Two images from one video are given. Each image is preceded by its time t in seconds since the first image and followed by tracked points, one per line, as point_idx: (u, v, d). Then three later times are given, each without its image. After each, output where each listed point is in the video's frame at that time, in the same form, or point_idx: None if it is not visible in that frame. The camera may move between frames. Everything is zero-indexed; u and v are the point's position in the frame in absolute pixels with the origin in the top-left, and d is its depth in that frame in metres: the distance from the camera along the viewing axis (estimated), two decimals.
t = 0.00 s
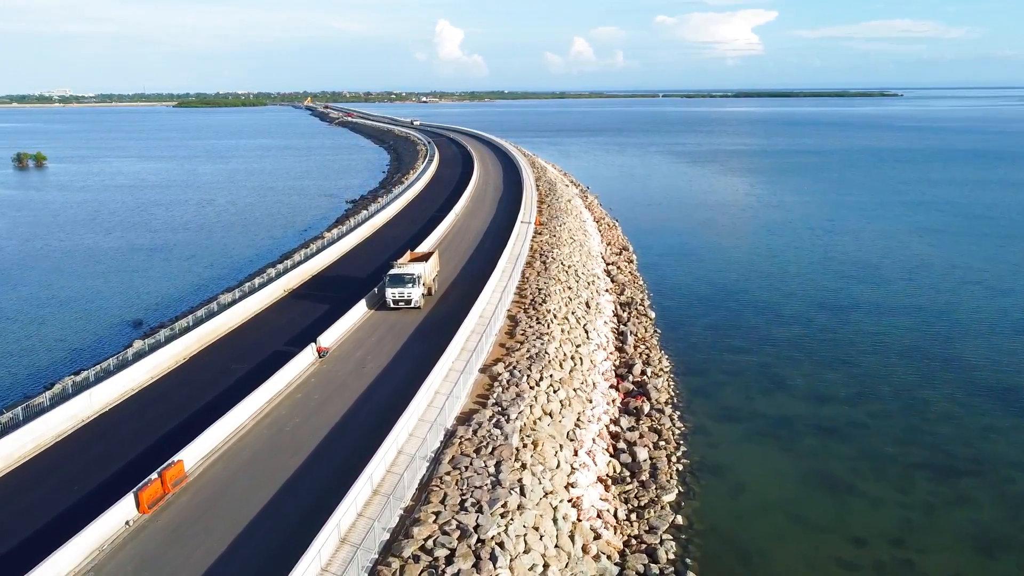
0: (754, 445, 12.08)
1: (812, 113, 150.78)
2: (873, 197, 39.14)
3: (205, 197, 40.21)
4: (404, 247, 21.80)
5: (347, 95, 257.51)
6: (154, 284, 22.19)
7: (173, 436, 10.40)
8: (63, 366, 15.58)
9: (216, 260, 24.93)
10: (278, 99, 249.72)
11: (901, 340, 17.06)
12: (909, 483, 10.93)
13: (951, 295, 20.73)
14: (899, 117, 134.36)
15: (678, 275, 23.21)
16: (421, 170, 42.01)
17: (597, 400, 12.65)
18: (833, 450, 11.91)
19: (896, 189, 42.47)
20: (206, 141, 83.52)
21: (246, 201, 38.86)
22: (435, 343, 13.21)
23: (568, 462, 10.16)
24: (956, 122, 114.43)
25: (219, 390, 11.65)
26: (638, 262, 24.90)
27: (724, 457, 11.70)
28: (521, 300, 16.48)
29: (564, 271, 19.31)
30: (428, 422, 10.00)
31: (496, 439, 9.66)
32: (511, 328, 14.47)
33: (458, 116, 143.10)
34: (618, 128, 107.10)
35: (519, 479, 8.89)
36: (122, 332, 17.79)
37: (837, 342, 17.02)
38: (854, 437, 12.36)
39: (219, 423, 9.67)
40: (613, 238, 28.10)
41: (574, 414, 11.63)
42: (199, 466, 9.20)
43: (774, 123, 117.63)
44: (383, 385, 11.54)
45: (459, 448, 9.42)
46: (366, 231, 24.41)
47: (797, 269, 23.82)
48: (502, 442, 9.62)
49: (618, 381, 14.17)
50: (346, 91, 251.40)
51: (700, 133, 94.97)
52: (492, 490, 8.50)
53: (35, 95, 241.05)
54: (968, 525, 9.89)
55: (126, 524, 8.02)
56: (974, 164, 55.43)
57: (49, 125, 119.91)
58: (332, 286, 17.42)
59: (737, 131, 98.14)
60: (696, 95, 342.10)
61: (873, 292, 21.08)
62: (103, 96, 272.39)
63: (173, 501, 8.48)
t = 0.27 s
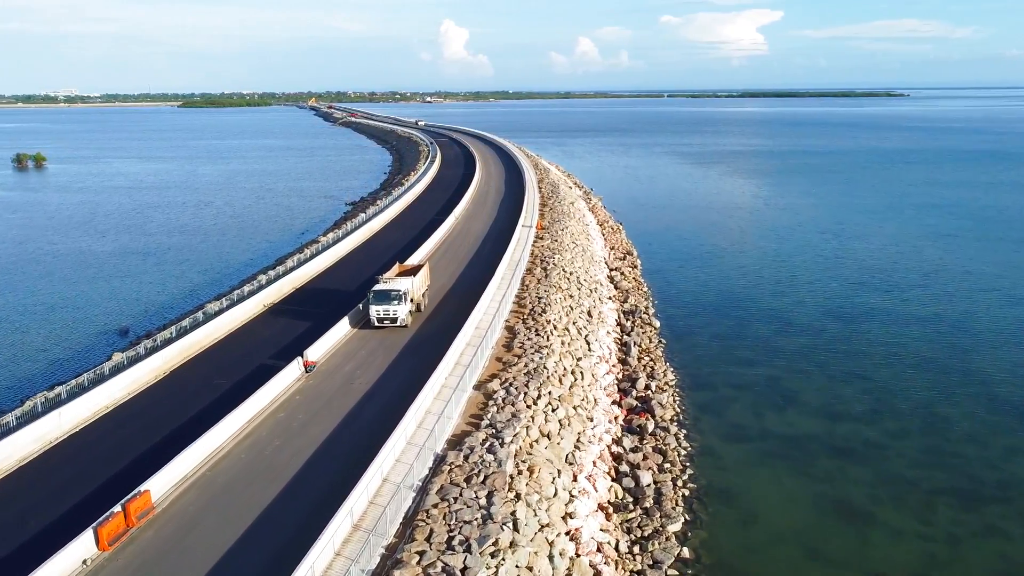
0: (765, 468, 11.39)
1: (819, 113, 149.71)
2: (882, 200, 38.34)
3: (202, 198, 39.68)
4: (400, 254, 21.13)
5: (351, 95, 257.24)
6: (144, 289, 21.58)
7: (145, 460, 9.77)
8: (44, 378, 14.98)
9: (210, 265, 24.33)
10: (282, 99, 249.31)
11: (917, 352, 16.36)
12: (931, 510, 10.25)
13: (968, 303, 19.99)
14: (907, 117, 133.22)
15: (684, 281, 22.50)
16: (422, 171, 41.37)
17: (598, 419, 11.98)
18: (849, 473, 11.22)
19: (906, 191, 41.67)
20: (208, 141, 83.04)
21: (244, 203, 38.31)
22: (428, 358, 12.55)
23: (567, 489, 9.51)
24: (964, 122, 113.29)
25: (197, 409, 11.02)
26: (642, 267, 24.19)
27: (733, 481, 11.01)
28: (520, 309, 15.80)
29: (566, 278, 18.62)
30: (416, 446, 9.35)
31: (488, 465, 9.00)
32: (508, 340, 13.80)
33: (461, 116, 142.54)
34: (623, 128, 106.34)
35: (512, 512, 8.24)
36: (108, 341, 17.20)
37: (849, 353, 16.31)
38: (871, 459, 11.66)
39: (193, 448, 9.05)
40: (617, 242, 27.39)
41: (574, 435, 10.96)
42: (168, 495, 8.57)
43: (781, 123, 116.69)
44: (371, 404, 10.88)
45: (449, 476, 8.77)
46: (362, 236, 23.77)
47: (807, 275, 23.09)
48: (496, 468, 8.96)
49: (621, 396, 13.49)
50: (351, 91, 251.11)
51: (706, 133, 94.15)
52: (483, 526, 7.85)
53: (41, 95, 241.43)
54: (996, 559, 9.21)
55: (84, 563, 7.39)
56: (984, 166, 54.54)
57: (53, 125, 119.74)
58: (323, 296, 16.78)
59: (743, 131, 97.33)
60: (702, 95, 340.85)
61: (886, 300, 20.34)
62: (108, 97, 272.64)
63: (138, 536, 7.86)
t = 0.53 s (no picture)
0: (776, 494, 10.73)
1: (826, 113, 148.50)
2: (893, 202, 37.58)
3: (201, 200, 39.19)
4: (397, 259, 20.48)
5: (356, 94, 257.11)
6: (134, 295, 21.02)
7: (116, 485, 9.19)
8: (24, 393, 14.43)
9: (203, 269, 23.76)
10: (287, 99, 249.27)
11: (934, 364, 15.67)
12: (956, 543, 9.58)
13: (985, 312, 19.25)
14: (915, 116, 132.02)
15: (689, 288, 21.80)
16: (423, 173, 40.72)
17: (600, 439, 11.33)
18: (867, 500, 10.55)
19: (916, 193, 40.91)
20: (211, 141, 82.77)
21: (243, 205, 37.79)
22: (419, 375, 11.91)
23: (565, 520, 8.87)
24: (972, 122, 112.23)
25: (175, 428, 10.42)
26: (647, 273, 23.49)
27: (743, 509, 10.34)
28: (519, 319, 15.13)
29: (567, 285, 17.94)
30: (404, 473, 8.74)
31: (480, 495, 8.38)
32: (505, 353, 13.15)
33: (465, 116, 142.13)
34: (628, 128, 105.56)
35: (504, 549, 7.63)
36: (93, 350, 16.63)
37: (863, 366, 15.62)
38: (890, 484, 10.97)
39: (163, 474, 8.45)
40: (621, 246, 26.70)
41: (574, 458, 10.32)
42: (135, 527, 7.98)
43: (787, 123, 115.71)
44: (357, 424, 10.27)
45: (437, 507, 8.15)
46: (359, 241, 23.16)
47: (817, 281, 22.36)
48: (488, 498, 8.34)
49: (624, 413, 12.83)
50: (356, 91, 250.88)
51: (712, 134, 93.28)
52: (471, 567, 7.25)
53: (48, 95, 242.33)
54: None
55: None
56: (995, 167, 53.67)
57: (57, 125, 119.63)
58: (315, 304, 16.16)
59: (749, 132, 96.45)
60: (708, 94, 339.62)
61: (900, 309, 19.62)
62: (114, 97, 273.15)
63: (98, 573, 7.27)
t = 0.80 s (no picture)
0: (789, 523, 10.04)
1: (834, 114, 147.35)
2: (904, 205, 36.79)
3: (199, 201, 38.67)
4: (393, 265, 19.82)
5: (361, 94, 257.06)
6: (124, 301, 20.44)
7: (81, 513, 8.58)
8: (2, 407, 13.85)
9: (196, 273, 23.18)
10: (292, 99, 249.21)
11: (952, 377, 14.96)
12: None
13: (1004, 322, 18.48)
14: (924, 117, 130.82)
15: (696, 295, 21.09)
16: (425, 174, 40.09)
17: (600, 462, 10.65)
18: (887, 531, 9.86)
19: (927, 195, 40.11)
20: (214, 141, 82.40)
21: (241, 206, 37.24)
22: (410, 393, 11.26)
23: (562, 557, 8.22)
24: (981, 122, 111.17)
25: (148, 450, 9.78)
26: (652, 279, 22.78)
27: (754, 541, 9.66)
28: (517, 330, 14.46)
29: (568, 294, 17.25)
30: (388, 505, 8.10)
31: (469, 531, 7.74)
32: (502, 368, 12.49)
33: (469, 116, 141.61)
34: (633, 128, 104.83)
35: None
36: (76, 360, 16.03)
37: (878, 379, 14.91)
38: (911, 512, 10.28)
39: (129, 505, 7.85)
40: (625, 251, 25.99)
41: (572, 484, 9.67)
42: (96, 565, 7.38)
43: (793, 124, 114.82)
44: (341, 447, 9.64)
45: (422, 545, 7.52)
46: (355, 244, 22.53)
47: (828, 288, 21.61)
48: (477, 535, 7.70)
49: (626, 432, 12.16)
50: (361, 91, 250.70)
51: (718, 134, 92.42)
52: None
53: (54, 95, 243.00)
54: None
55: None
56: (1007, 168, 52.77)
57: (61, 125, 119.57)
58: (305, 313, 15.52)
59: (756, 132, 95.59)
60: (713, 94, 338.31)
61: (915, 318, 18.87)
62: (120, 97, 273.64)
63: None
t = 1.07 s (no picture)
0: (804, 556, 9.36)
1: (841, 114, 146.20)
2: (914, 208, 36.02)
3: (196, 203, 38.13)
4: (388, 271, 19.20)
5: (367, 94, 256.81)
6: (112, 307, 19.86)
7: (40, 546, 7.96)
8: None
9: (188, 278, 22.60)
10: (296, 99, 248.58)
11: (972, 393, 14.25)
12: None
13: None
14: (931, 117, 129.77)
15: (702, 303, 20.40)
16: (426, 175, 39.47)
17: (601, 488, 9.99)
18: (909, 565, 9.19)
19: (937, 198, 39.33)
20: (216, 141, 82.03)
21: (239, 208, 36.69)
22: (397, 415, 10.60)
23: None
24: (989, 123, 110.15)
25: (117, 476, 9.16)
26: (657, 285, 22.10)
27: None
28: (515, 342, 13.80)
29: (569, 302, 16.58)
30: (369, 544, 7.46)
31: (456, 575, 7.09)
32: (498, 383, 11.83)
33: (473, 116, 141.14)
34: (638, 128, 104.09)
35: None
36: (57, 371, 15.42)
37: (894, 394, 14.22)
38: (934, 544, 9.60)
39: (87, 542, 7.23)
40: (629, 256, 25.29)
41: (571, 515, 9.01)
42: None
43: (800, 125, 113.93)
44: (323, 475, 9.01)
45: None
46: (351, 249, 21.89)
47: (839, 296, 20.90)
48: None
49: (629, 453, 11.48)
50: (365, 91, 250.26)
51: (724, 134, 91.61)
52: None
53: (60, 95, 243.60)
54: None
55: None
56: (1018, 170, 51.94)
57: (64, 125, 119.36)
58: (294, 324, 14.91)
59: (763, 132, 94.71)
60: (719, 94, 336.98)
61: (931, 327, 18.17)
62: (125, 96, 273.76)
63: None
